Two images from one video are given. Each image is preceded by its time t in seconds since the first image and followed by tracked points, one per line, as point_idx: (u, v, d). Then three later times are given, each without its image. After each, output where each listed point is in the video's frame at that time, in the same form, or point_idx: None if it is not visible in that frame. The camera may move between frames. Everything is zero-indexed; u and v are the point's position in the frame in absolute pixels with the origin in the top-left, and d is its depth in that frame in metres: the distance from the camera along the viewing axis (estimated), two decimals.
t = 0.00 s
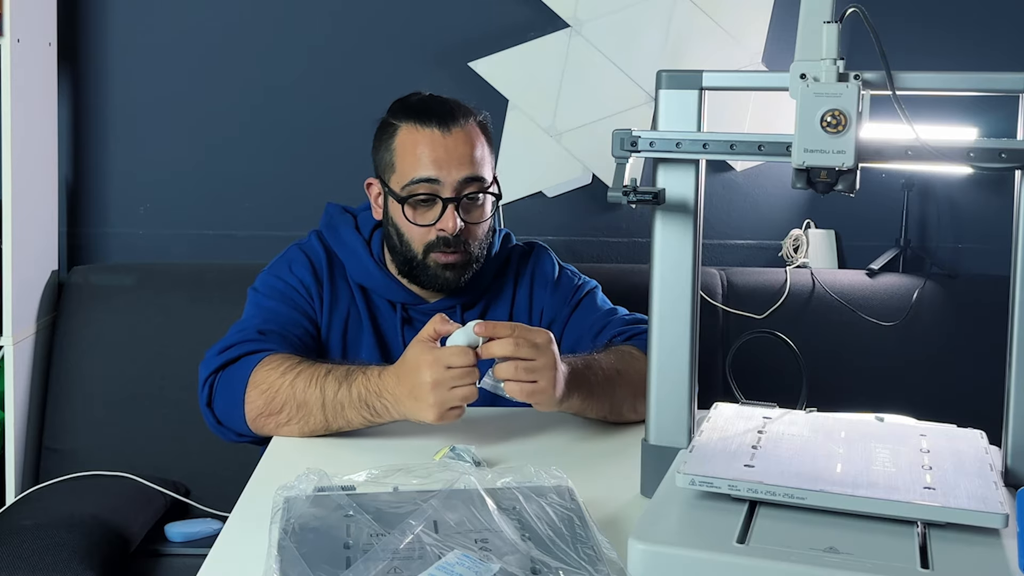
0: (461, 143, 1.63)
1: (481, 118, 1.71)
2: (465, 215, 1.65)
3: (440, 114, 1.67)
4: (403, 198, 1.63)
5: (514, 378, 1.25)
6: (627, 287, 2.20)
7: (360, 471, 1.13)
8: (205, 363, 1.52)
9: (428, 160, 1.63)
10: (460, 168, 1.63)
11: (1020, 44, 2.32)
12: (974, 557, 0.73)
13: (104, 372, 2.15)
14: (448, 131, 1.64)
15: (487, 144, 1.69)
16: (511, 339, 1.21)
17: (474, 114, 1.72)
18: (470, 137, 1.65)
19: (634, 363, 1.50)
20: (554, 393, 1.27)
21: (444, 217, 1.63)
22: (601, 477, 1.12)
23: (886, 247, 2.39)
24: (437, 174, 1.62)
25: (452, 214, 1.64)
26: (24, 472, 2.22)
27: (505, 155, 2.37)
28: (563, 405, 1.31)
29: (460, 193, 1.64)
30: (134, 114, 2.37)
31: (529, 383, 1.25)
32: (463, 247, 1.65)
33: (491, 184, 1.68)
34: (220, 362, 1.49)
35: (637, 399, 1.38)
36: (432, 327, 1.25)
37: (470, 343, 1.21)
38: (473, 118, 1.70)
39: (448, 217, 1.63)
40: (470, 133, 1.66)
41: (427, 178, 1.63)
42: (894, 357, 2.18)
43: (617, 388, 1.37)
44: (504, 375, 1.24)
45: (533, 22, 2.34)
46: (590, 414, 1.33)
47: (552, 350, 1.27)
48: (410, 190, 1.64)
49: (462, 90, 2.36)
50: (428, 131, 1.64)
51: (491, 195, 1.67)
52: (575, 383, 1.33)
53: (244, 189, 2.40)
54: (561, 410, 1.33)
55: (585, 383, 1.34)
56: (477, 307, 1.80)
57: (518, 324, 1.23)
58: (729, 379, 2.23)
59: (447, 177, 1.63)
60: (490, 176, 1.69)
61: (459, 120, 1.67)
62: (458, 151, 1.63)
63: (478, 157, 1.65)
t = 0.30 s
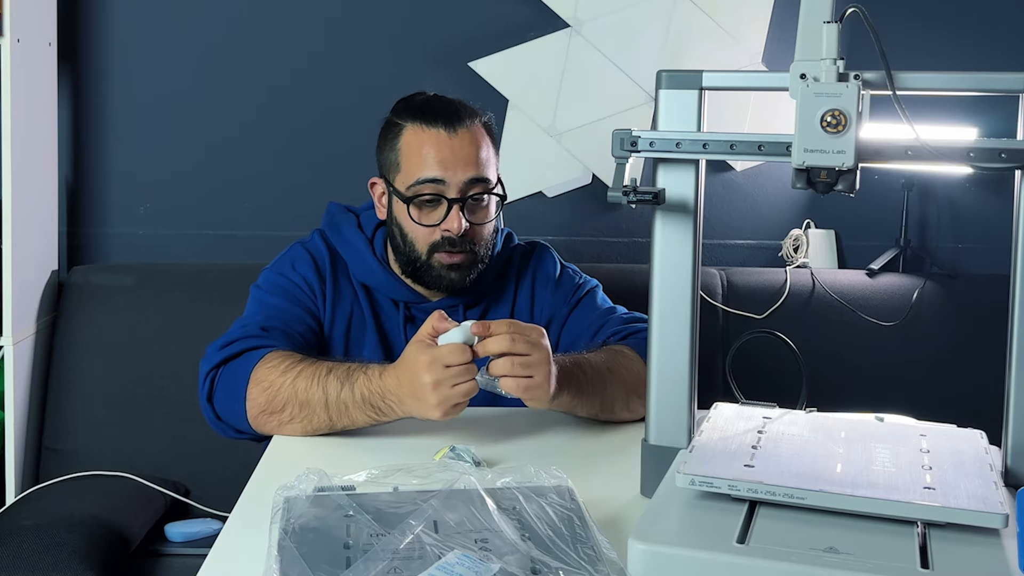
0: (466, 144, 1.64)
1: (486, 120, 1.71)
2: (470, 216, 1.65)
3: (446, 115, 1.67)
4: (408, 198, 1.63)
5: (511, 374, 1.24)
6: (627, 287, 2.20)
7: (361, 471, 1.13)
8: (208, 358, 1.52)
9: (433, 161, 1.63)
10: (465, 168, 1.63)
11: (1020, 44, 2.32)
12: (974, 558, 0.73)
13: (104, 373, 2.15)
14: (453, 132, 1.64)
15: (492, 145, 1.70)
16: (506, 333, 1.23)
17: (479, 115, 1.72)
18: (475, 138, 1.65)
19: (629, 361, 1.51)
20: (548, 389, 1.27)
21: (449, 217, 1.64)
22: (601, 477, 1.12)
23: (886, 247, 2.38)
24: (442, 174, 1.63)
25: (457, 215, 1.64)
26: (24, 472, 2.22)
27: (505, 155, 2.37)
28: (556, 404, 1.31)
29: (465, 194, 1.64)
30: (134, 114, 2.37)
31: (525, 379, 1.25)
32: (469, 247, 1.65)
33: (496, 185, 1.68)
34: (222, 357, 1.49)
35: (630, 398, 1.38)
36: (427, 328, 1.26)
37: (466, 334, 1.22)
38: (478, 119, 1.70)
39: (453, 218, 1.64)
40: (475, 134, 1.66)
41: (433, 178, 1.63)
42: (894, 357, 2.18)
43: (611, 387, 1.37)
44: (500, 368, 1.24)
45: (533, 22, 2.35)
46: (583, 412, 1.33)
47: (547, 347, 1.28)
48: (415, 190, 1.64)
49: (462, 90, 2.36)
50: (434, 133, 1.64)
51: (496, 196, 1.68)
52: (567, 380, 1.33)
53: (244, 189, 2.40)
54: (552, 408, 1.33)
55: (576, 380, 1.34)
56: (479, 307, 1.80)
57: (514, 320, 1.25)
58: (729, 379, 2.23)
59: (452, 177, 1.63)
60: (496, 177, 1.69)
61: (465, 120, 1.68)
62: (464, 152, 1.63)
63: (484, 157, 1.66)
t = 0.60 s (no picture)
0: (452, 129, 1.66)
1: (480, 112, 1.72)
2: (456, 201, 1.67)
3: (435, 105, 1.69)
4: (395, 184, 1.65)
5: (518, 401, 1.24)
6: (627, 287, 2.20)
7: (361, 471, 1.13)
8: (206, 366, 1.52)
9: (419, 146, 1.65)
10: (451, 152, 1.64)
11: (1020, 44, 2.32)
12: (974, 557, 0.73)
13: (104, 373, 2.15)
14: (440, 119, 1.67)
15: (483, 133, 1.71)
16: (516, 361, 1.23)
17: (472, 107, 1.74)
18: (463, 124, 1.67)
19: (633, 366, 1.49)
20: (558, 412, 1.25)
21: (435, 203, 1.65)
22: (602, 477, 1.12)
23: (886, 247, 2.39)
24: (428, 158, 1.64)
25: (443, 201, 1.66)
26: (24, 472, 2.22)
27: (505, 155, 2.37)
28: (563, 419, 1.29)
29: (452, 178, 1.66)
30: (134, 114, 2.37)
31: (533, 405, 1.24)
32: (456, 233, 1.67)
33: (487, 173, 1.69)
34: (220, 364, 1.49)
35: (635, 403, 1.36)
36: (400, 303, 1.18)
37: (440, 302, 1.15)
38: (469, 109, 1.72)
39: (439, 204, 1.65)
40: (463, 121, 1.68)
41: (418, 163, 1.65)
42: (894, 357, 2.18)
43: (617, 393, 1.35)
44: (508, 397, 1.24)
45: (533, 22, 2.35)
46: (590, 423, 1.32)
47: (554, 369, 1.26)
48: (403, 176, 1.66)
49: (462, 90, 2.36)
50: (421, 120, 1.67)
51: (486, 183, 1.68)
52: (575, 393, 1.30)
53: (244, 189, 2.40)
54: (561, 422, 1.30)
55: (583, 391, 1.32)
56: (481, 308, 1.80)
57: (523, 348, 1.27)
58: (729, 379, 2.23)
59: (437, 161, 1.64)
60: (486, 165, 1.70)
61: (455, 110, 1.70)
62: (450, 137, 1.65)
63: (472, 143, 1.67)
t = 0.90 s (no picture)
0: (437, 126, 1.67)
1: (467, 109, 1.74)
2: (442, 196, 1.66)
3: (422, 104, 1.71)
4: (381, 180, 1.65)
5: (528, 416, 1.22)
6: (628, 288, 2.20)
7: (360, 471, 1.13)
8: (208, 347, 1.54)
9: (404, 143, 1.66)
10: (435, 147, 1.66)
11: (1019, 44, 2.32)
12: (974, 557, 0.73)
13: (104, 373, 2.15)
14: (425, 117, 1.68)
15: (469, 131, 1.72)
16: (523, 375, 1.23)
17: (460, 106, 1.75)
18: (447, 121, 1.69)
19: (636, 369, 1.49)
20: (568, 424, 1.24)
21: (422, 198, 1.64)
22: (602, 477, 1.12)
23: (886, 247, 2.39)
24: (412, 154, 1.65)
25: (430, 195, 1.64)
26: (24, 472, 2.22)
27: (505, 155, 2.36)
28: (569, 429, 1.27)
29: (437, 173, 1.66)
30: (134, 114, 2.37)
31: (543, 418, 1.22)
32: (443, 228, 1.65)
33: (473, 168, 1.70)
34: (222, 340, 1.51)
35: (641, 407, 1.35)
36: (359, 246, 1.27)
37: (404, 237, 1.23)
38: (456, 108, 1.73)
39: (425, 198, 1.64)
40: (447, 118, 1.69)
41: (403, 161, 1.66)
42: (894, 357, 2.18)
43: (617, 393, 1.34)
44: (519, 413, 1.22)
45: (533, 22, 2.35)
46: (595, 429, 1.29)
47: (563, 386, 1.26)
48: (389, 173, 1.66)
49: (462, 90, 2.36)
50: (406, 118, 1.68)
51: (473, 177, 1.68)
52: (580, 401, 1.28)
53: (244, 188, 2.40)
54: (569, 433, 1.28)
55: (586, 398, 1.30)
56: (479, 307, 1.79)
57: (527, 362, 1.27)
58: (729, 379, 2.23)
59: (421, 157, 1.65)
60: (472, 161, 1.71)
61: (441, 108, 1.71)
62: (434, 134, 1.67)
63: (456, 139, 1.68)
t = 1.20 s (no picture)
0: (443, 128, 1.67)
1: (469, 110, 1.74)
2: (451, 198, 1.66)
3: (425, 106, 1.70)
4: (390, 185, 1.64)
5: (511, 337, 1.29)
6: (628, 288, 2.20)
7: (360, 471, 1.13)
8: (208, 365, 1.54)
9: (412, 147, 1.65)
10: (443, 151, 1.65)
11: (1019, 44, 2.32)
12: (973, 557, 0.73)
13: (104, 373, 2.15)
14: (430, 120, 1.67)
15: (473, 132, 1.72)
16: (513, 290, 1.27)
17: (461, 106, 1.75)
18: (452, 124, 1.68)
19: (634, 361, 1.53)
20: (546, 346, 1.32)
21: (432, 201, 1.64)
22: (602, 477, 1.12)
23: (886, 247, 2.39)
24: (420, 159, 1.64)
25: (440, 199, 1.64)
26: (24, 472, 2.22)
27: (505, 155, 2.36)
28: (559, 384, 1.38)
29: (446, 176, 1.65)
30: (134, 114, 2.37)
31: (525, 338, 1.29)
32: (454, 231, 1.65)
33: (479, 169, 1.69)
34: (221, 361, 1.51)
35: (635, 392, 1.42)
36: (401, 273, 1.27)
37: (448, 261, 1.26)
38: (458, 108, 1.73)
39: (436, 201, 1.64)
40: (451, 121, 1.69)
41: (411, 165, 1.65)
42: (894, 357, 2.18)
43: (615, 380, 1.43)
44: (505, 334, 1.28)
45: (533, 23, 2.35)
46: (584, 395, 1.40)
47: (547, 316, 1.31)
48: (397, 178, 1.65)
49: (462, 90, 2.36)
50: (411, 121, 1.67)
51: (480, 177, 1.68)
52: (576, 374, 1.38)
53: (244, 188, 2.40)
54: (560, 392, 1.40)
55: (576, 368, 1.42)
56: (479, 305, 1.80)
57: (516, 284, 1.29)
58: (729, 380, 2.23)
59: (430, 161, 1.64)
60: (478, 162, 1.71)
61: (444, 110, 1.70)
62: (441, 136, 1.66)
63: (462, 141, 1.68)
